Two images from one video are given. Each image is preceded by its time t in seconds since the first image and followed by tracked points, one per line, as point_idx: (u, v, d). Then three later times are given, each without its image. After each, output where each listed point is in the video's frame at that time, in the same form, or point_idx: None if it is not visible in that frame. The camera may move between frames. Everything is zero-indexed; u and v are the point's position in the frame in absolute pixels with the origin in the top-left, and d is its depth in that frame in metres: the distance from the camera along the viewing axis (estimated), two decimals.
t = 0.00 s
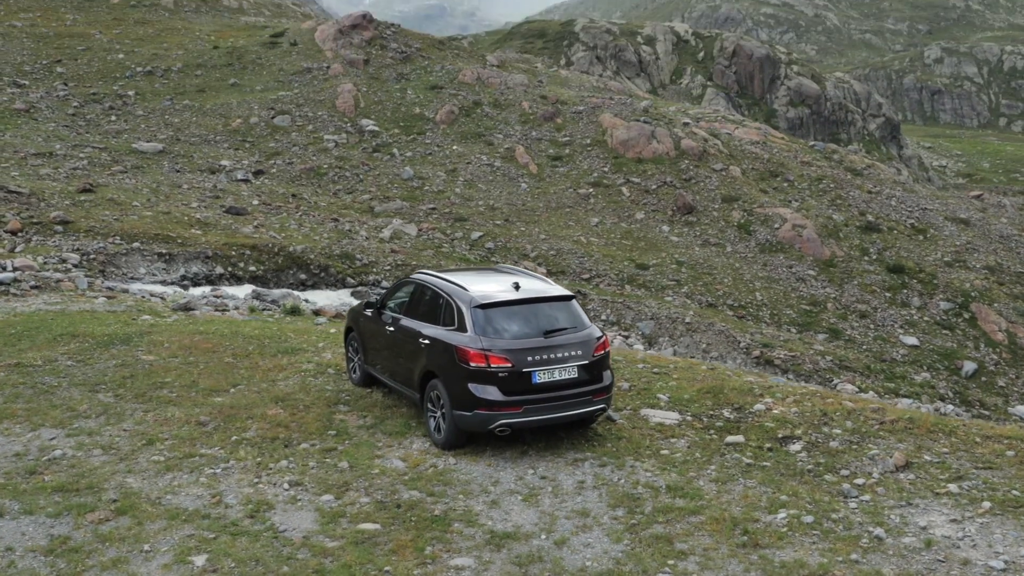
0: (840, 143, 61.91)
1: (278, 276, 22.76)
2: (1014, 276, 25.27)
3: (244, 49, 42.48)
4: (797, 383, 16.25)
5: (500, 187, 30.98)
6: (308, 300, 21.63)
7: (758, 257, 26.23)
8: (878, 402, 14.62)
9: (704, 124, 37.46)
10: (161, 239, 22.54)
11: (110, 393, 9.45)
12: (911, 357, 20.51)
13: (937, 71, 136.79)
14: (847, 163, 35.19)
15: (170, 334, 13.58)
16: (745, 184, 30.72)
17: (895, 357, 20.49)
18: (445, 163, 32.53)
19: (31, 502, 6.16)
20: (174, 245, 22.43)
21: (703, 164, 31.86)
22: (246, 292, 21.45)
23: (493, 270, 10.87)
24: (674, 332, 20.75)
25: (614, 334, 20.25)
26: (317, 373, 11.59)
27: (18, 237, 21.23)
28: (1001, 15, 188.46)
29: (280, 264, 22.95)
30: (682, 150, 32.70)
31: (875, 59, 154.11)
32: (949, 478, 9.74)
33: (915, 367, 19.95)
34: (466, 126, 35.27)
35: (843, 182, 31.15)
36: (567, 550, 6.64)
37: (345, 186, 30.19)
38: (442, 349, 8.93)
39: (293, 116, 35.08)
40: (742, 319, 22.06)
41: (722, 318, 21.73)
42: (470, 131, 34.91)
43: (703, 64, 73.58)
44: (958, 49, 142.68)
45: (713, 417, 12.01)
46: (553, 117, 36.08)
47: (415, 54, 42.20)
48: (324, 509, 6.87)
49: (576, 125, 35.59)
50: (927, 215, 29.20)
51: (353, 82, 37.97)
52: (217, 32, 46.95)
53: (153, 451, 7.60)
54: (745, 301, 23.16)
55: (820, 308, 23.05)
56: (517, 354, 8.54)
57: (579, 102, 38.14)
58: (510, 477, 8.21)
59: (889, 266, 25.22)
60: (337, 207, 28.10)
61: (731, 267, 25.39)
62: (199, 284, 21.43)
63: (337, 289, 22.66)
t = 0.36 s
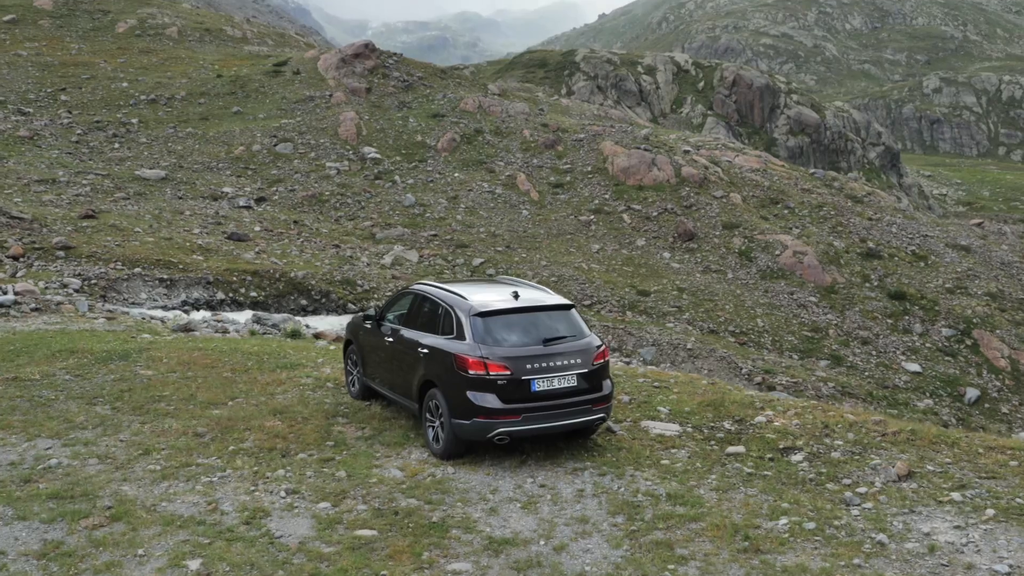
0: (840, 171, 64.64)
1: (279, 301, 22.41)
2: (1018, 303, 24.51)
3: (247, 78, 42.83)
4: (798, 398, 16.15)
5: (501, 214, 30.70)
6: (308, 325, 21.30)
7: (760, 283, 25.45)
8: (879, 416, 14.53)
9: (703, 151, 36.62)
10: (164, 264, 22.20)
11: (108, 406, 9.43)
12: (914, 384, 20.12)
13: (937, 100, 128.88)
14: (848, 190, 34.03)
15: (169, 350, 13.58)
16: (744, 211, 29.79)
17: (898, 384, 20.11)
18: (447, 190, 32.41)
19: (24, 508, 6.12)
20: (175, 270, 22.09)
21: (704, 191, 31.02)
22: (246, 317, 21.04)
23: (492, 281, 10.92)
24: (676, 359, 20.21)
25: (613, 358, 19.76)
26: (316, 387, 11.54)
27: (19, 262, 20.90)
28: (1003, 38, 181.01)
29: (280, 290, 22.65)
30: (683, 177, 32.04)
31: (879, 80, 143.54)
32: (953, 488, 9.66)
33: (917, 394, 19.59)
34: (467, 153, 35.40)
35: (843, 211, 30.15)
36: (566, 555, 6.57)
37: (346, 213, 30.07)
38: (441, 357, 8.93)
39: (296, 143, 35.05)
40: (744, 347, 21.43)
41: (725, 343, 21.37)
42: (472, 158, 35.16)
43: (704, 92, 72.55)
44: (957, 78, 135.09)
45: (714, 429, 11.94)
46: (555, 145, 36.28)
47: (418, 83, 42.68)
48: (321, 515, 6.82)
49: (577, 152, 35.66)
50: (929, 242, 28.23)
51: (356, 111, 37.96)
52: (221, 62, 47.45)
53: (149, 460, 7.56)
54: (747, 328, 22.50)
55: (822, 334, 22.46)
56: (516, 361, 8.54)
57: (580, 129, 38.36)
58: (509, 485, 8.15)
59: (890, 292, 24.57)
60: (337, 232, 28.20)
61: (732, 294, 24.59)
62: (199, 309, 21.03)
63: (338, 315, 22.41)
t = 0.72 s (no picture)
0: (840, 200, 65.06)
1: (278, 327, 22.20)
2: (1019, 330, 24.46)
3: (250, 106, 43.25)
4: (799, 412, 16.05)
5: (503, 239, 30.32)
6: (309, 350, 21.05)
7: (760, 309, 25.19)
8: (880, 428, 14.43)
9: (705, 179, 36.50)
10: (166, 289, 21.87)
11: (107, 419, 9.41)
12: (917, 411, 20.06)
13: (936, 129, 127.47)
14: (848, 218, 33.98)
15: (169, 366, 13.56)
16: (745, 238, 29.43)
17: (900, 411, 20.04)
18: (448, 218, 32.25)
19: (21, 514, 6.10)
20: (177, 296, 21.80)
21: (704, 219, 30.69)
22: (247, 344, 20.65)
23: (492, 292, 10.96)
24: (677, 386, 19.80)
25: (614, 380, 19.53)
26: (315, 401, 11.51)
27: (19, 287, 20.44)
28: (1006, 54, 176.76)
29: (280, 316, 22.42)
30: (683, 205, 31.86)
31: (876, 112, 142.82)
32: (956, 496, 9.58)
33: (920, 421, 19.49)
34: (467, 180, 35.54)
35: (843, 237, 30.12)
36: (566, 560, 6.52)
37: (347, 239, 30.10)
38: (441, 366, 8.96)
39: (298, 171, 35.26)
40: (746, 374, 21.20)
41: (727, 369, 21.21)
42: (472, 186, 35.02)
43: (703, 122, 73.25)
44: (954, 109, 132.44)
45: (715, 441, 11.89)
46: (555, 172, 36.04)
47: (419, 111, 43.17)
48: (320, 522, 6.78)
49: (578, 180, 35.34)
50: (929, 269, 28.09)
51: (357, 138, 38.16)
52: (224, 91, 47.99)
53: (147, 470, 7.53)
54: (749, 355, 22.22)
55: (824, 361, 22.27)
56: (516, 369, 8.56)
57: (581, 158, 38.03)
58: (508, 493, 8.11)
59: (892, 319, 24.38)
60: (338, 258, 28.25)
61: (733, 321, 24.26)
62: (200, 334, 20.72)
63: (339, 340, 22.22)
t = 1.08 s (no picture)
0: (840, 226, 65.43)
1: (279, 352, 21.88)
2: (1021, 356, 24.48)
3: (251, 133, 43.66)
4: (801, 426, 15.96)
5: (503, 266, 30.20)
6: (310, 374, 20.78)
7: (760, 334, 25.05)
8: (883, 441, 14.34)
9: (702, 206, 35.94)
10: (166, 314, 21.65)
11: (107, 432, 9.40)
12: (919, 437, 20.07)
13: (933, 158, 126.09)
14: (848, 244, 34.02)
15: (169, 383, 13.53)
16: (745, 264, 29.31)
17: (902, 437, 20.00)
18: (448, 244, 32.27)
19: (21, 520, 6.09)
20: (177, 320, 21.52)
21: (703, 245, 30.59)
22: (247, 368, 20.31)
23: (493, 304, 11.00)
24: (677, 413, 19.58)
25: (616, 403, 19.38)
26: (316, 416, 11.49)
27: (20, 312, 20.20)
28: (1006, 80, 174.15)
29: (280, 341, 22.14)
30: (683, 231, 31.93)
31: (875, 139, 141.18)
32: (960, 504, 9.51)
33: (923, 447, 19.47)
34: (467, 207, 35.65)
35: (843, 263, 30.00)
36: (569, 565, 6.47)
37: (348, 265, 30.18)
38: (443, 376, 8.98)
39: (299, 198, 35.48)
40: (746, 400, 21.06)
41: (728, 395, 21.06)
42: (472, 213, 35.08)
43: (703, 150, 74.18)
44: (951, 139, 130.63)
45: (718, 453, 11.82)
46: (556, 199, 36.11)
47: (419, 138, 43.54)
48: (320, 529, 6.75)
49: (578, 207, 35.40)
50: (928, 294, 28.07)
51: (358, 165, 38.45)
52: (226, 118, 48.50)
53: (147, 480, 7.51)
54: (750, 380, 22.14)
55: (824, 387, 22.20)
56: (517, 378, 8.58)
57: (581, 184, 38.11)
58: (510, 502, 8.06)
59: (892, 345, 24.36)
60: (338, 283, 28.28)
61: (733, 347, 24.12)
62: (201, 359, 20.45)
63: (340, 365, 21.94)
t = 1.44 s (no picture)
0: (840, 251, 65.63)
1: (278, 376, 21.73)
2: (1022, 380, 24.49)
3: (253, 159, 43.96)
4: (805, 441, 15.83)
5: (504, 290, 30.08)
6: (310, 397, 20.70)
7: (761, 357, 24.97)
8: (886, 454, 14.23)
9: (703, 230, 36.32)
10: (166, 336, 21.36)
11: (107, 445, 9.39)
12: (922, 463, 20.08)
13: (932, 183, 123.19)
14: (848, 268, 34.03)
15: (170, 399, 13.51)
16: (746, 288, 29.28)
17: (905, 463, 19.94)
18: (448, 269, 32.28)
19: (20, 528, 6.09)
20: (178, 343, 21.27)
21: (704, 269, 30.46)
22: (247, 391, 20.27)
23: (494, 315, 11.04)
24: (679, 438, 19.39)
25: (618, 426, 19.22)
26: (317, 430, 11.46)
27: (21, 335, 20.06)
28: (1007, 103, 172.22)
29: (279, 365, 22.01)
30: (683, 256, 31.52)
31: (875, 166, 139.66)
32: (964, 513, 9.46)
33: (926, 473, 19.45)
34: (468, 232, 35.68)
35: (844, 288, 29.76)
36: (571, 571, 6.44)
37: (348, 290, 30.19)
38: (445, 385, 9.00)
39: (300, 223, 35.62)
40: (748, 425, 20.93)
41: (730, 420, 20.90)
42: (473, 237, 35.17)
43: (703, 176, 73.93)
44: (951, 163, 127.60)
45: (720, 464, 11.77)
46: (556, 224, 35.94)
47: (420, 164, 43.84)
48: (321, 536, 6.73)
49: (578, 232, 35.21)
50: (929, 318, 28.10)
51: (359, 191, 38.69)
52: (227, 144, 48.92)
53: (147, 490, 7.50)
54: (751, 404, 22.05)
55: (826, 412, 22.17)
56: (519, 386, 8.60)
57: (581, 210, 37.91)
58: (511, 511, 8.03)
59: (894, 369, 24.37)
60: (339, 307, 28.25)
61: (734, 371, 23.99)
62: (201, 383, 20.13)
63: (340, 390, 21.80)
